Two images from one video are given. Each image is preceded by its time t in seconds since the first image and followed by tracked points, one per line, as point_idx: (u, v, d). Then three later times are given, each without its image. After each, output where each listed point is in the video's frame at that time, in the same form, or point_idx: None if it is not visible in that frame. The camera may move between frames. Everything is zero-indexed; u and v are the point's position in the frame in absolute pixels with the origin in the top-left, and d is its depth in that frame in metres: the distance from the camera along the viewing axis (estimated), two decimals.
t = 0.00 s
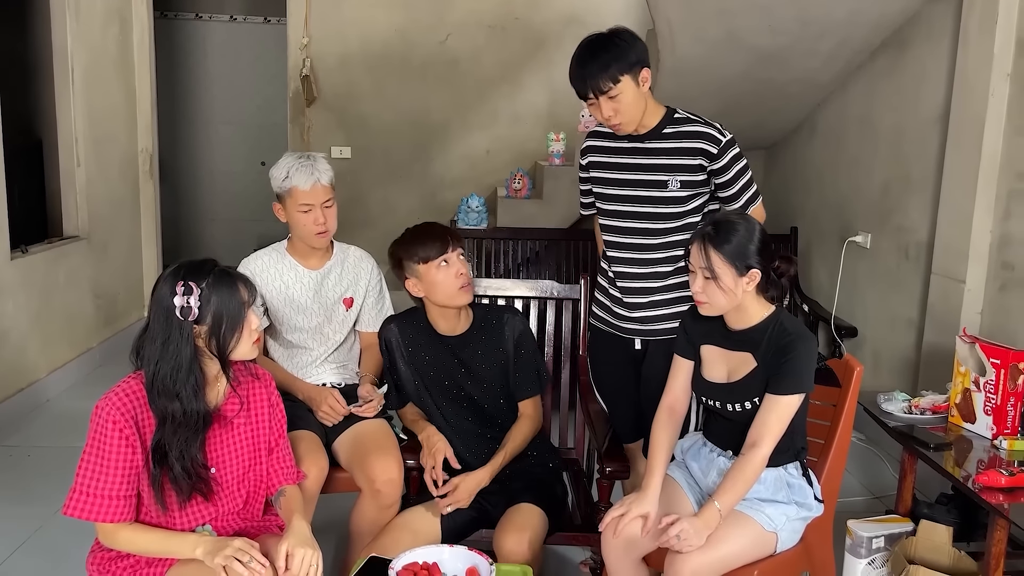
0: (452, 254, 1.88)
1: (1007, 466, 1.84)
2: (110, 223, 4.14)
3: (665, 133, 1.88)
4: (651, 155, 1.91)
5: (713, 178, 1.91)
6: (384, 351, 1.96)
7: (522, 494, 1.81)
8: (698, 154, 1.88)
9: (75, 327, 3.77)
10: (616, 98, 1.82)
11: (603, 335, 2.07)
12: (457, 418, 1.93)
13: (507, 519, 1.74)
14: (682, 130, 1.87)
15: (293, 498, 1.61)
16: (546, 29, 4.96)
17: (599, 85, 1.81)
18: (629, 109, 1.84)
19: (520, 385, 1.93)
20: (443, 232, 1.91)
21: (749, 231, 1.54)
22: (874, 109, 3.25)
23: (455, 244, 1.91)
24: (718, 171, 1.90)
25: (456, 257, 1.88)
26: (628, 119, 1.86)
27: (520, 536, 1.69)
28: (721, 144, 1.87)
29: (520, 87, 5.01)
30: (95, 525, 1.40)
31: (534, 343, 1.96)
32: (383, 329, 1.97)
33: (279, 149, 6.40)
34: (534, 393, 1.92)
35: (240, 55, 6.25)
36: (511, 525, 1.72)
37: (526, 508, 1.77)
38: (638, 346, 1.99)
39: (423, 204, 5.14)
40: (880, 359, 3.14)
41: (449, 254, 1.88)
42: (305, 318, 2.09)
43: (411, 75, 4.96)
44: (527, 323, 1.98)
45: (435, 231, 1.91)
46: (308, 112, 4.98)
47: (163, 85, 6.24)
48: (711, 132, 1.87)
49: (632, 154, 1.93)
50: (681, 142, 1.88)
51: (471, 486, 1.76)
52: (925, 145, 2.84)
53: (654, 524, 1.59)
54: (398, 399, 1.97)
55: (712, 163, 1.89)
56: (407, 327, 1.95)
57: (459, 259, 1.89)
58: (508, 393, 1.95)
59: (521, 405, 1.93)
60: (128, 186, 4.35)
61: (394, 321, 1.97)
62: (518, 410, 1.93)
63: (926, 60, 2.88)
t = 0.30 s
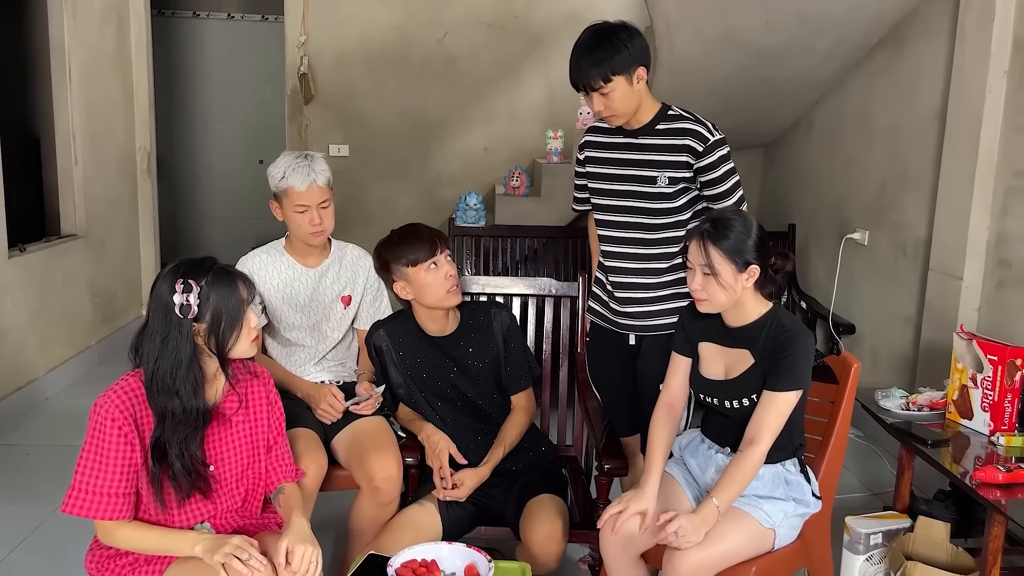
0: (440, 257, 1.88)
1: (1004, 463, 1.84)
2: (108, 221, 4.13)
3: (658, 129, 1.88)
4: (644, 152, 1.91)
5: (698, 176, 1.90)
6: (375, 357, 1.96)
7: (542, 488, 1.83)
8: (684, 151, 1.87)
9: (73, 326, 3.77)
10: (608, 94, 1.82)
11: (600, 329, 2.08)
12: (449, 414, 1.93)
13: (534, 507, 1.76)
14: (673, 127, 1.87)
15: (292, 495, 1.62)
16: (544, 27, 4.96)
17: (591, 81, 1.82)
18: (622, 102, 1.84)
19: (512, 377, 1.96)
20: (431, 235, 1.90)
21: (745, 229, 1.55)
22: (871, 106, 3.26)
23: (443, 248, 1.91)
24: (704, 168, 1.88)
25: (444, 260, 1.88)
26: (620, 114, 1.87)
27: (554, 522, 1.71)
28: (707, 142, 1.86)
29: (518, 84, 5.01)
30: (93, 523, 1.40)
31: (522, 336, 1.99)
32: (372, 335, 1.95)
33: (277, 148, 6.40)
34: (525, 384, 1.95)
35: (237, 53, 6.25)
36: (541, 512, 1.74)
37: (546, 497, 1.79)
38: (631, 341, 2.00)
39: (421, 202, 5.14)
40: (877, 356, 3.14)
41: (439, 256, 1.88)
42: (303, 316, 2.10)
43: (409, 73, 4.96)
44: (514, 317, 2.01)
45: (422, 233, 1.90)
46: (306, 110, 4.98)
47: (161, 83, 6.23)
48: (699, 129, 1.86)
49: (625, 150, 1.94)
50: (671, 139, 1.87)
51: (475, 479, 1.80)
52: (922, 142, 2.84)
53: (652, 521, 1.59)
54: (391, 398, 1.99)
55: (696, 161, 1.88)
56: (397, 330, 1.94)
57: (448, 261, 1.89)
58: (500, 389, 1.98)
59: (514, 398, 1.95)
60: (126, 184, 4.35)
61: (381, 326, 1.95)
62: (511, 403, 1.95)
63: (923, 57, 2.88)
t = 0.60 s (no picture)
0: (439, 271, 1.83)
1: (1003, 459, 1.85)
2: (106, 220, 4.13)
3: (649, 126, 1.90)
4: (637, 149, 1.92)
5: (692, 172, 1.91)
6: (376, 357, 1.95)
7: (554, 487, 1.82)
8: (676, 146, 1.88)
9: (72, 325, 3.76)
10: (601, 90, 1.83)
11: (596, 329, 2.08)
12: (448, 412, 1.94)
13: (545, 509, 1.75)
14: (665, 123, 1.88)
15: (291, 494, 1.62)
16: (542, 25, 4.96)
17: (584, 77, 1.82)
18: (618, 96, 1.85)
19: (514, 375, 1.95)
20: (433, 245, 1.84)
21: (745, 226, 1.54)
22: (869, 104, 3.26)
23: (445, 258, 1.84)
24: (697, 163, 1.88)
25: (439, 277, 1.82)
26: (614, 110, 1.87)
27: (568, 523, 1.71)
28: (699, 136, 1.87)
29: (516, 83, 5.01)
30: (91, 522, 1.40)
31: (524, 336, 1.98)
32: (373, 335, 1.95)
33: (275, 147, 6.40)
34: (530, 382, 1.95)
35: (235, 52, 6.24)
36: (556, 513, 1.73)
37: (558, 497, 1.78)
38: (627, 339, 2.00)
39: (419, 201, 5.14)
40: (876, 354, 3.14)
41: (438, 269, 1.83)
42: (302, 315, 2.10)
43: (407, 71, 4.96)
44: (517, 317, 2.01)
45: (427, 239, 1.85)
46: (304, 109, 4.97)
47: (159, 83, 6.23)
48: (690, 124, 1.87)
49: (618, 147, 1.94)
50: (663, 135, 1.89)
51: (479, 471, 1.81)
52: (920, 140, 2.84)
53: (651, 518, 1.59)
54: (391, 398, 1.99)
55: (690, 156, 1.88)
56: (398, 331, 1.94)
57: (448, 274, 1.84)
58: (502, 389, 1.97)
59: (519, 396, 1.95)
60: (124, 183, 4.34)
61: (383, 326, 1.95)
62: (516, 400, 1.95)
63: (921, 55, 2.88)
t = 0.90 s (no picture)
0: (438, 280, 1.81)
1: (1001, 457, 1.85)
2: (104, 221, 4.12)
3: (647, 125, 1.91)
4: (636, 147, 1.92)
5: (689, 170, 1.93)
6: (379, 356, 1.95)
7: (550, 490, 1.82)
8: (676, 144, 1.89)
9: (69, 326, 3.76)
10: (601, 83, 1.82)
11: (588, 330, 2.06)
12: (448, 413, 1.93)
13: (540, 510, 1.75)
14: (663, 121, 1.90)
15: (289, 495, 1.62)
16: (540, 24, 4.96)
17: (585, 70, 1.82)
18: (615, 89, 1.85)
19: (516, 379, 1.93)
20: (436, 253, 1.81)
21: (743, 225, 1.54)
22: (867, 102, 3.26)
23: (446, 266, 1.82)
24: (695, 161, 1.91)
25: (438, 286, 1.80)
26: (612, 105, 1.86)
27: (562, 525, 1.71)
28: (698, 134, 1.89)
29: (514, 82, 5.01)
30: (90, 522, 1.40)
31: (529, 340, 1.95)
32: (377, 332, 1.95)
33: (273, 147, 6.39)
34: (533, 385, 1.93)
35: (233, 52, 6.23)
36: (550, 514, 1.73)
37: (554, 499, 1.78)
38: (625, 339, 2.00)
39: (417, 200, 5.14)
40: (874, 352, 3.14)
41: (438, 278, 1.81)
42: (299, 316, 2.10)
43: (404, 71, 4.95)
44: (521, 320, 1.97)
45: (431, 246, 1.83)
46: (302, 109, 4.97)
47: (157, 83, 6.22)
48: (689, 123, 1.89)
49: (614, 146, 1.95)
50: (662, 133, 1.90)
51: (474, 473, 1.80)
52: (918, 138, 2.84)
53: (650, 518, 1.59)
54: (391, 398, 1.97)
55: (689, 154, 1.90)
56: (401, 330, 1.94)
57: (448, 284, 1.82)
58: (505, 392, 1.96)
59: (522, 399, 1.94)
60: (122, 184, 4.34)
61: (386, 323, 1.95)
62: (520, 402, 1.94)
63: (918, 53, 2.88)
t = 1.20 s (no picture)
0: (436, 283, 1.81)
1: (1000, 456, 1.85)
2: (102, 222, 4.12)
3: (646, 124, 1.91)
4: (635, 147, 1.92)
5: (688, 169, 1.93)
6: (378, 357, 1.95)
7: (545, 492, 1.81)
8: (675, 144, 1.90)
9: (68, 327, 3.76)
10: (600, 80, 1.82)
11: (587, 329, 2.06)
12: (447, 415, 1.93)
13: (538, 512, 1.75)
14: (662, 121, 1.90)
15: (289, 495, 1.62)
16: (538, 24, 4.96)
17: (585, 67, 1.82)
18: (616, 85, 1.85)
19: (516, 381, 1.93)
20: (434, 255, 1.81)
21: (742, 226, 1.54)
22: (865, 101, 3.26)
23: (444, 269, 1.81)
24: (693, 162, 1.91)
25: (437, 290, 1.80)
26: (611, 102, 1.86)
27: (559, 527, 1.71)
28: (698, 134, 1.89)
29: (512, 82, 5.01)
30: (89, 524, 1.40)
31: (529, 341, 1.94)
32: (377, 333, 1.95)
33: (272, 148, 6.39)
34: (533, 388, 1.93)
35: (231, 52, 6.23)
36: (548, 516, 1.73)
37: (552, 502, 1.78)
38: (624, 338, 2.00)
39: (416, 200, 5.14)
40: (873, 352, 3.15)
41: (436, 281, 1.80)
42: (298, 317, 2.10)
43: (403, 71, 4.95)
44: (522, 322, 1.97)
45: (430, 249, 1.83)
46: (301, 110, 4.97)
47: (155, 84, 6.23)
48: (688, 122, 1.90)
49: (612, 145, 1.95)
50: (662, 133, 1.90)
51: (471, 472, 1.79)
52: (917, 137, 2.84)
53: (649, 518, 1.59)
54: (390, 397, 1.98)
55: (689, 154, 1.91)
56: (400, 331, 1.94)
57: (446, 288, 1.81)
58: (505, 394, 1.96)
59: (522, 401, 1.93)
60: (120, 185, 4.34)
61: (386, 324, 1.95)
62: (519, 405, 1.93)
63: (916, 53, 2.88)
